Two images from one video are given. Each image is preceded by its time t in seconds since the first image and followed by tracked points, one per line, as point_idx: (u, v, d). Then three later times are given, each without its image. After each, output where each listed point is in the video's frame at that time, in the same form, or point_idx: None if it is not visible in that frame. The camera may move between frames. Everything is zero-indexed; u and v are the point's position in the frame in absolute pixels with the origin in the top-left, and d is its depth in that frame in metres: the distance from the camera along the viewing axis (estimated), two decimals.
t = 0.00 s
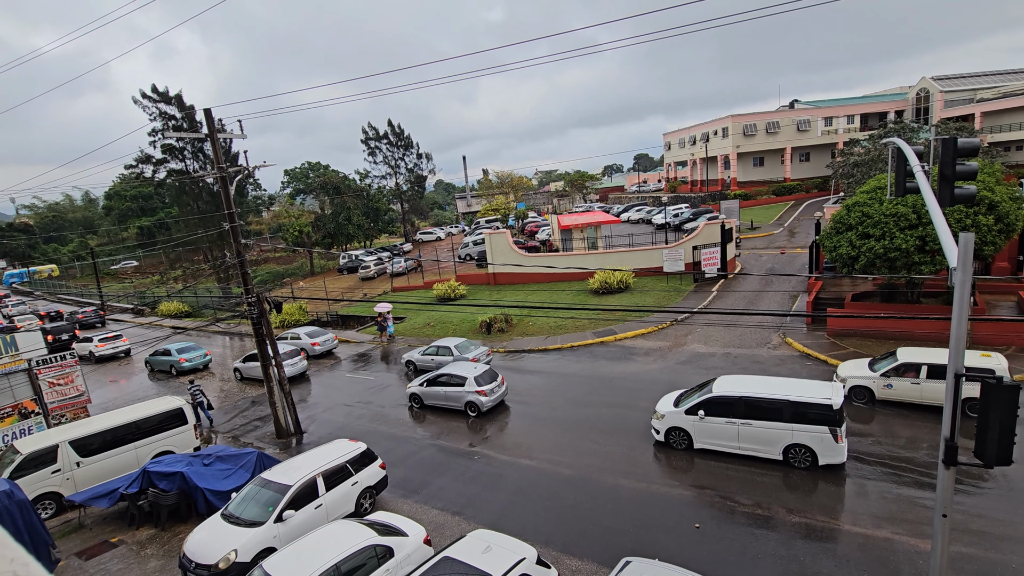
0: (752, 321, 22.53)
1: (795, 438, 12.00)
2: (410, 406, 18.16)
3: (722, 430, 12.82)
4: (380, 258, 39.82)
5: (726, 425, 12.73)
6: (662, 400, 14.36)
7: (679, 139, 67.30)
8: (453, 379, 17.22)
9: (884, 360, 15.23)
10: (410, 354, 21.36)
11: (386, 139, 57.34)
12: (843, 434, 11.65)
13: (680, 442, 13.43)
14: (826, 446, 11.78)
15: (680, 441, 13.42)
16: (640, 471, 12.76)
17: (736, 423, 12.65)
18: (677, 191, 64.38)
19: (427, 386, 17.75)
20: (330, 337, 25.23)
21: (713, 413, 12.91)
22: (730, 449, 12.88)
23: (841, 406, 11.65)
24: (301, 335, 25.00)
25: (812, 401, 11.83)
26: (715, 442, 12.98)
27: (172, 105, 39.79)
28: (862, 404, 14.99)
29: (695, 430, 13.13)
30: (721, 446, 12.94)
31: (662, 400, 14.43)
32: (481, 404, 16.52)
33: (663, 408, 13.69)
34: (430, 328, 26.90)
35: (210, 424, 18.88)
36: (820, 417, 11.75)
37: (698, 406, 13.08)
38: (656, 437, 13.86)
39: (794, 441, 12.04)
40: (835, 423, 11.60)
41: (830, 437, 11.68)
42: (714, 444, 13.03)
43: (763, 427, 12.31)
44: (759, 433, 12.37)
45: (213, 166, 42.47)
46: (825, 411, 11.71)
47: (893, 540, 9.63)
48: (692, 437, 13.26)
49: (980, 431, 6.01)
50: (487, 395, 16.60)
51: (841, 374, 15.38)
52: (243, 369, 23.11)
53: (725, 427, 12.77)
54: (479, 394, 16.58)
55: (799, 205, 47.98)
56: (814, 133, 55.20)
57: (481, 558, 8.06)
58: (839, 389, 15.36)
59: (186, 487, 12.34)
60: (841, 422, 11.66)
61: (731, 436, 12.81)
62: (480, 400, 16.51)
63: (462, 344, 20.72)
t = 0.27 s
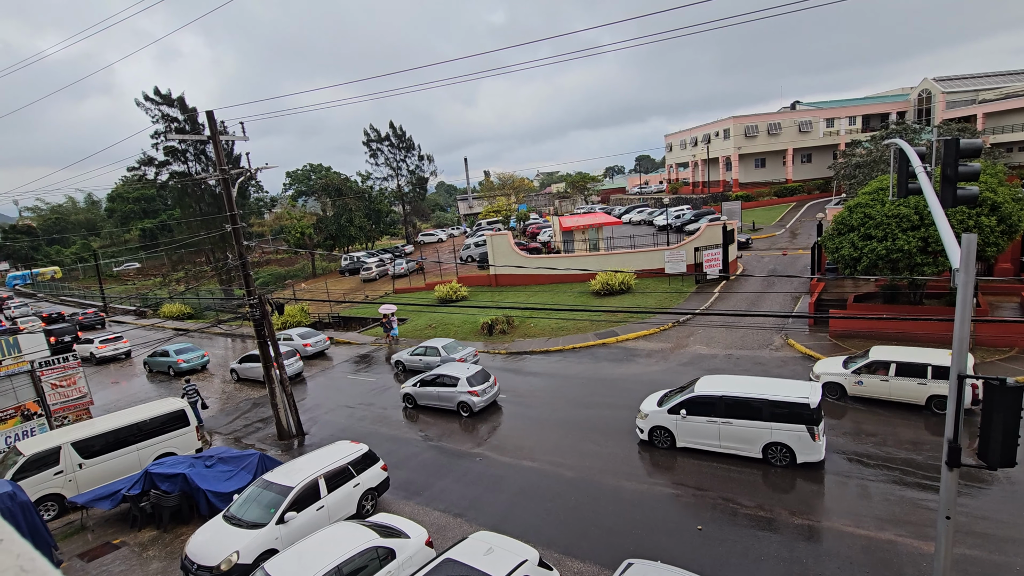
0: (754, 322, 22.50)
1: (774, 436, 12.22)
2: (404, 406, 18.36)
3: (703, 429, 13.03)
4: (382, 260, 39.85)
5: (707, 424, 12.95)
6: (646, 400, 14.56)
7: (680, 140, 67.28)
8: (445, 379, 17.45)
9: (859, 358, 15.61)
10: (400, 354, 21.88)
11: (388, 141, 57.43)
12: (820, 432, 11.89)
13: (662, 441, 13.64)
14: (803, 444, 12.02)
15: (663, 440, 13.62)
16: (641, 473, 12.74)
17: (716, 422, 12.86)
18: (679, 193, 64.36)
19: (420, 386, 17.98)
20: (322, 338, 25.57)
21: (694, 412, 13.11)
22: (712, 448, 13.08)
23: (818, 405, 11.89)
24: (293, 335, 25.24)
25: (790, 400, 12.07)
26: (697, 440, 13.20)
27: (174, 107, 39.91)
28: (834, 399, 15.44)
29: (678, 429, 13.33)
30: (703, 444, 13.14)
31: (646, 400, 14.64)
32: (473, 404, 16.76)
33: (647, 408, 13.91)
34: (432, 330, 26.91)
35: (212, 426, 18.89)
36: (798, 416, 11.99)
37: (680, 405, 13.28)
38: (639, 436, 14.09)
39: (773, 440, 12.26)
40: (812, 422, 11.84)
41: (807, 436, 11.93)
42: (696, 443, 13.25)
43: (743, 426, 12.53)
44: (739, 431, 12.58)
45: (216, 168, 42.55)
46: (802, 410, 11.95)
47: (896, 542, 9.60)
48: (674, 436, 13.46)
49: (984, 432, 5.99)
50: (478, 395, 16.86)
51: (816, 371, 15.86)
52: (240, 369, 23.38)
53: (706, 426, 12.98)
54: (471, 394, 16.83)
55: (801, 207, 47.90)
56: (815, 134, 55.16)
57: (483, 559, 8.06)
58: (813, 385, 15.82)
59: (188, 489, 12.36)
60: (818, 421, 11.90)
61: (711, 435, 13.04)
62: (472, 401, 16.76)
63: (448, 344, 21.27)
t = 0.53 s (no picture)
0: (757, 324, 22.44)
1: (756, 435, 12.37)
2: (399, 407, 18.53)
3: (687, 428, 13.23)
4: (385, 262, 39.91)
5: (690, 423, 13.15)
6: (634, 400, 14.79)
7: (682, 142, 67.25)
8: (439, 380, 17.59)
9: (838, 355, 15.95)
10: (392, 355, 22.31)
11: (390, 143, 57.58)
12: (800, 431, 12.02)
13: (648, 441, 13.87)
14: (784, 443, 12.15)
15: (649, 440, 13.85)
16: (644, 475, 12.73)
17: (700, 422, 13.06)
18: (681, 194, 64.32)
19: (415, 388, 18.13)
20: (314, 341, 26.03)
21: (678, 412, 13.33)
22: (696, 447, 13.27)
23: (797, 404, 12.04)
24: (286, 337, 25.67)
25: (770, 399, 12.25)
26: (681, 439, 13.41)
27: (178, 110, 40.10)
28: (810, 394, 15.85)
29: (662, 428, 13.55)
30: (687, 443, 13.35)
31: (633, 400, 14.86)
32: (466, 405, 16.89)
33: (633, 408, 14.15)
34: (434, 332, 26.93)
35: (215, 428, 18.92)
36: (777, 415, 12.16)
37: (664, 405, 13.50)
38: (627, 436, 14.32)
39: (755, 439, 12.42)
40: (791, 420, 11.99)
41: (788, 435, 12.06)
42: (680, 442, 13.45)
43: (725, 426, 12.70)
44: (722, 430, 12.76)
45: (219, 171, 42.69)
46: (782, 409, 12.12)
47: (900, 545, 9.56)
48: (659, 435, 13.67)
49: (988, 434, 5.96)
50: (471, 396, 16.97)
51: (795, 369, 16.29)
52: (237, 371, 23.78)
53: (690, 426, 13.18)
54: (464, 395, 16.95)
55: (803, 208, 47.83)
56: (818, 136, 55.07)
57: (485, 562, 8.06)
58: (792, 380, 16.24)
59: (191, 491, 12.35)
60: (798, 420, 12.04)
61: (695, 434, 13.24)
62: (465, 402, 16.88)
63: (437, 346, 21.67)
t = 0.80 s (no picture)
0: (760, 325, 22.39)
1: (740, 435, 12.51)
2: (393, 408, 18.75)
3: (674, 428, 13.36)
4: (387, 264, 39.96)
5: (676, 423, 13.28)
6: (622, 400, 14.93)
7: (685, 143, 67.17)
8: (433, 381, 17.82)
9: (818, 351, 16.28)
10: (383, 356, 22.76)
11: (393, 146, 57.70)
12: (783, 431, 12.15)
13: (636, 441, 14.00)
14: (768, 442, 12.28)
15: (636, 439, 13.99)
16: (648, 477, 12.69)
17: (686, 422, 13.19)
18: (684, 196, 64.25)
19: (409, 389, 18.36)
20: (308, 342, 26.43)
21: (665, 412, 13.45)
22: (682, 446, 13.42)
23: (780, 404, 12.17)
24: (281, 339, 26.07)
25: (753, 399, 12.39)
26: (667, 439, 13.53)
27: (182, 114, 40.28)
28: (790, 389, 16.29)
29: (650, 428, 13.68)
30: (674, 443, 13.48)
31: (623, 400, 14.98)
32: (460, 405, 17.15)
33: (621, 408, 14.29)
34: (437, 334, 26.95)
35: (219, 430, 18.95)
36: (761, 415, 12.29)
37: (651, 405, 13.63)
38: (615, 436, 14.46)
39: (740, 438, 12.56)
40: (775, 420, 12.13)
41: (772, 434, 12.20)
42: (667, 442, 13.57)
43: (710, 425, 12.85)
44: (707, 430, 12.90)
45: (223, 174, 42.84)
46: (765, 408, 12.24)
47: (906, 547, 9.51)
48: (646, 435, 13.81)
49: (995, 436, 5.92)
50: (465, 397, 17.23)
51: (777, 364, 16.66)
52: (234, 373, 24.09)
53: (677, 426, 13.30)
54: (458, 396, 17.21)
55: (807, 209, 47.72)
56: (821, 136, 54.95)
57: (488, 564, 8.04)
58: (773, 376, 16.66)
59: (196, 494, 12.37)
60: (781, 419, 12.17)
61: (681, 434, 13.36)
62: (459, 402, 17.14)
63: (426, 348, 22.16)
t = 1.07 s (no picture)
0: (764, 326, 22.33)
1: (727, 434, 12.69)
2: (390, 409, 18.97)
3: (662, 427, 13.54)
4: (391, 266, 40.02)
5: (665, 422, 13.48)
6: (612, 400, 15.10)
7: (688, 144, 67.07)
8: (428, 382, 18.03)
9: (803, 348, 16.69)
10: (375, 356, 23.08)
11: (396, 148, 57.82)
12: (769, 430, 12.31)
13: (626, 440, 14.20)
14: (754, 441, 12.45)
15: (625, 438, 14.20)
16: (652, 479, 12.66)
17: (674, 421, 13.38)
18: (687, 197, 64.17)
19: (405, 389, 18.56)
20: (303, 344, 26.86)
21: (654, 411, 13.63)
22: (670, 445, 13.61)
23: (765, 403, 12.32)
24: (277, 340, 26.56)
25: (739, 398, 12.55)
26: (656, 438, 13.74)
27: (186, 116, 40.47)
28: (774, 384, 16.81)
29: (639, 427, 13.87)
30: (662, 442, 13.68)
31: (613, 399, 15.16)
32: (454, 406, 17.36)
33: (611, 408, 14.48)
34: (440, 336, 26.97)
35: (223, 432, 19.02)
36: (747, 414, 12.45)
37: (640, 405, 13.81)
38: (605, 435, 14.65)
39: (726, 437, 12.73)
40: (760, 419, 12.30)
41: (757, 433, 12.36)
42: (655, 440, 13.79)
43: (698, 425, 13.01)
44: (694, 429, 13.08)
45: (227, 177, 43.01)
46: (751, 408, 12.40)
47: (911, 550, 9.45)
48: (635, 434, 14.00)
49: (1001, 438, 5.89)
50: (459, 397, 17.42)
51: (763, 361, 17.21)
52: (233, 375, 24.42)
53: (665, 425, 13.50)
54: (452, 396, 17.41)
55: (810, 210, 47.60)
56: (824, 137, 54.84)
57: (491, 566, 8.04)
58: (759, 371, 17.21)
59: (200, 495, 12.41)
60: (767, 418, 12.32)
61: (670, 433, 13.55)
62: (453, 402, 17.35)
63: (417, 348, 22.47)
